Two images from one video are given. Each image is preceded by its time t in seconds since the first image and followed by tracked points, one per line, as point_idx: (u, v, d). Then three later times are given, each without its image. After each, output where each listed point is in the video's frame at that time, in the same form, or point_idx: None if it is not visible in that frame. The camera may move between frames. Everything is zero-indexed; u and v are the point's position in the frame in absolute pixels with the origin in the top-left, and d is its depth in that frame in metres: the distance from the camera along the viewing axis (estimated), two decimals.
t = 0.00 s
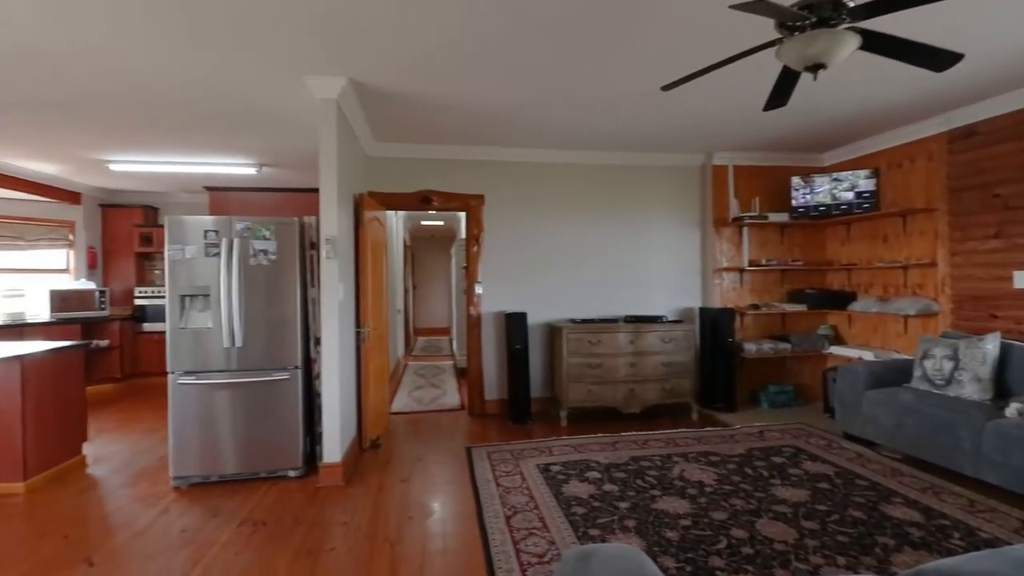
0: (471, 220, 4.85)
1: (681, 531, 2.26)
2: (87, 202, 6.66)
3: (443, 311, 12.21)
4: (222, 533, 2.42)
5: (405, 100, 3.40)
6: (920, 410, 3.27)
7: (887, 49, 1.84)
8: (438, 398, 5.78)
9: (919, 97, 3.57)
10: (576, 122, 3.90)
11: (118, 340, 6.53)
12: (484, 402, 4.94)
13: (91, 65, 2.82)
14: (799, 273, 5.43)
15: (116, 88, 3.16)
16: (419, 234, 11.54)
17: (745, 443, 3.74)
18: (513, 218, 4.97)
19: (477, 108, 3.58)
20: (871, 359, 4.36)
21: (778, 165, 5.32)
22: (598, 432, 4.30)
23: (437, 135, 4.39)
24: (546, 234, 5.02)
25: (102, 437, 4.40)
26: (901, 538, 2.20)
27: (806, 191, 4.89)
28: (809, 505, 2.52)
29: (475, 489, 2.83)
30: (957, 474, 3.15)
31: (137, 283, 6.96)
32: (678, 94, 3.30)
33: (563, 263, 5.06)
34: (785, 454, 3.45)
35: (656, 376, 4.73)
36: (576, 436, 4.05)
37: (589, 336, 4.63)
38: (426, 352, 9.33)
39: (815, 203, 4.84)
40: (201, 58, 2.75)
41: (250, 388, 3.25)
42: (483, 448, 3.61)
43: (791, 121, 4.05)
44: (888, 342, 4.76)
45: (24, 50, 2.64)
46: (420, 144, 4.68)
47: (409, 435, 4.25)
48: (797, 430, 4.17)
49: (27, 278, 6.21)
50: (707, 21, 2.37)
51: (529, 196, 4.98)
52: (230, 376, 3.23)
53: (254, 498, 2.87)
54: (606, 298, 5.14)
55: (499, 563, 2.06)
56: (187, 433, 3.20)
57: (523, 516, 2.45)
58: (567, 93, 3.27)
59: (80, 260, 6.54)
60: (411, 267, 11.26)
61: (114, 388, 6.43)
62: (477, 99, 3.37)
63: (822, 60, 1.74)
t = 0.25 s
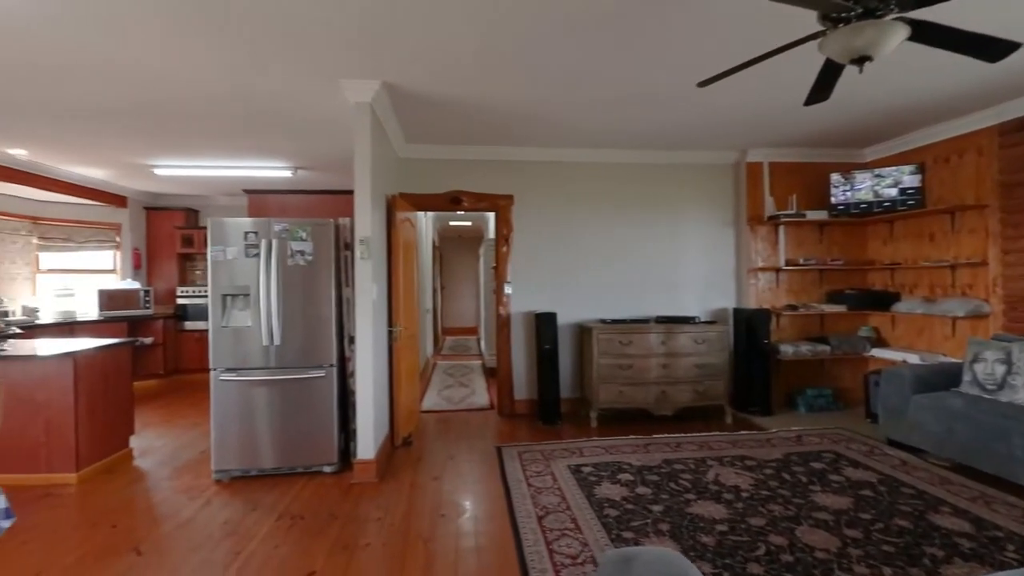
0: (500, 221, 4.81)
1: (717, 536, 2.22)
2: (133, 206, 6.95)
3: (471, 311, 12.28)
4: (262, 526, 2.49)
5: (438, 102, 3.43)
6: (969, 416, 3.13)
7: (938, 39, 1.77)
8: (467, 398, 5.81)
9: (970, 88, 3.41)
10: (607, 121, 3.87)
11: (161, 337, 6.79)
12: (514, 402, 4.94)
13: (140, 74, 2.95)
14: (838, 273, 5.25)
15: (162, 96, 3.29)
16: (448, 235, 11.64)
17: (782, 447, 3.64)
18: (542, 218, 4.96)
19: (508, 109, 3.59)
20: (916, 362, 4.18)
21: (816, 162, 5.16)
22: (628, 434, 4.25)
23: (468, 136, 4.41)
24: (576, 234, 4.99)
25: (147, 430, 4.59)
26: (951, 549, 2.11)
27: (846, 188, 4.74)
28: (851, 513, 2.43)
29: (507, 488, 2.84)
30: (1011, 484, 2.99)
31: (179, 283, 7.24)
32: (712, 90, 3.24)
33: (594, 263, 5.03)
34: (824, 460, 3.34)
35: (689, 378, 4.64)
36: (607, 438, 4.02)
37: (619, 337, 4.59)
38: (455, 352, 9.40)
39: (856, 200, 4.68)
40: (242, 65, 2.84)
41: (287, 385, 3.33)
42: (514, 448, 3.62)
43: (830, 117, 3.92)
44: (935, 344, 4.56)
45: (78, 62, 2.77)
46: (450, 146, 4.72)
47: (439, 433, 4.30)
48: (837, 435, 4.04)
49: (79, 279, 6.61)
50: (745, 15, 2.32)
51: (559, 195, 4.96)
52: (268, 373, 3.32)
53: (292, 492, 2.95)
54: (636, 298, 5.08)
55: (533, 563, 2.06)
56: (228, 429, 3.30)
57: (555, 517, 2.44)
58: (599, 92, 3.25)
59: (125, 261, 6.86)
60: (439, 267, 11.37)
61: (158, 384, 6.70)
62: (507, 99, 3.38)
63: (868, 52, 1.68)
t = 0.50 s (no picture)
0: (530, 220, 4.86)
1: (755, 542, 2.16)
2: (176, 209, 7.23)
3: (498, 311, 12.32)
4: (300, 520, 2.56)
5: (469, 103, 3.46)
6: None
7: (995, 28, 1.69)
8: (497, 397, 5.83)
9: None
10: (638, 118, 3.82)
11: (201, 335, 7.04)
12: (543, 402, 4.93)
13: (185, 82, 3.06)
14: (880, 273, 5.05)
15: (204, 102, 3.41)
16: (475, 235, 11.70)
17: (823, 453, 3.53)
18: (572, 218, 4.94)
19: (539, 109, 3.58)
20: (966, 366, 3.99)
21: (857, 158, 4.98)
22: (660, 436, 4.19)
23: (498, 137, 4.43)
24: (606, 234, 4.95)
25: (190, 425, 4.76)
26: (1007, 563, 2.00)
27: (890, 183, 4.57)
28: (897, 522, 2.34)
29: (539, 488, 2.84)
30: None
31: (218, 283, 7.48)
32: (749, 85, 3.16)
33: (624, 262, 4.97)
34: (867, 466, 3.22)
35: (722, 380, 4.54)
36: (638, 440, 3.97)
37: (651, 338, 4.52)
38: (483, 351, 9.45)
39: (900, 196, 4.51)
40: (280, 71, 2.92)
41: (323, 382, 3.41)
42: (544, 448, 3.61)
43: (872, 110, 3.78)
44: (985, 347, 4.35)
45: (128, 71, 2.90)
46: (480, 146, 4.75)
47: (469, 432, 4.32)
48: (880, 441, 3.89)
49: (123, 279, 6.98)
50: (785, 7, 2.26)
51: (588, 195, 4.93)
52: (304, 370, 3.41)
53: (327, 488, 3.02)
54: (668, 299, 5.00)
55: (566, 564, 2.05)
56: (266, 424, 3.40)
57: (588, 518, 2.43)
58: (631, 90, 3.21)
59: (168, 262, 7.15)
60: (467, 267, 11.43)
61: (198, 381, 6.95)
62: (539, 99, 3.38)
63: (916, 43, 1.62)
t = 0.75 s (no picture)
0: (560, 220, 4.83)
1: (796, 550, 2.10)
2: (216, 211, 7.47)
3: (526, 311, 12.31)
4: (337, 515, 2.61)
5: (500, 103, 3.47)
6: None
7: None
8: (527, 397, 5.83)
9: None
10: (671, 115, 3.75)
11: (240, 333, 7.26)
12: (574, 403, 4.90)
13: (226, 89, 3.16)
14: (927, 272, 4.83)
15: (244, 108, 3.52)
16: (503, 235, 11.73)
17: (866, 459, 3.40)
18: (603, 218, 4.89)
19: (570, 107, 3.56)
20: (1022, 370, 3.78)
21: (901, 152, 4.77)
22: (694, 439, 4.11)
23: (528, 137, 4.42)
24: (638, 233, 4.89)
25: (230, 421, 4.92)
26: None
27: (936, 179, 4.36)
28: (948, 532, 2.24)
29: (571, 489, 2.82)
30: None
31: (256, 283, 7.71)
32: (788, 78, 3.07)
33: (656, 262, 4.90)
34: (914, 474, 3.09)
35: (759, 382, 4.42)
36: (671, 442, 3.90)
37: (684, 339, 4.44)
38: (511, 351, 9.46)
39: (948, 192, 4.30)
40: (316, 76, 2.99)
41: (357, 380, 3.48)
42: (576, 449, 3.59)
43: (919, 102, 3.62)
44: None
45: (173, 79, 3.02)
46: (510, 147, 4.75)
47: (500, 432, 4.33)
48: (928, 447, 3.72)
49: (169, 279, 7.25)
50: None
51: (619, 194, 4.88)
52: (339, 368, 3.48)
53: (362, 484, 3.07)
54: (701, 299, 4.90)
55: (601, 567, 2.03)
56: (303, 421, 3.48)
57: (622, 521, 2.40)
58: (665, 86, 3.16)
59: (208, 262, 7.37)
60: (495, 267, 11.46)
61: (237, 378, 7.17)
62: (570, 97, 3.35)
63: (972, 31, 1.54)
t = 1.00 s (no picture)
0: (591, 219, 4.80)
1: (842, 559, 2.03)
2: (255, 214, 7.71)
3: (556, 311, 12.26)
4: (373, 511, 2.65)
5: (532, 103, 3.46)
6: None
7: None
8: (558, 398, 5.81)
9: None
10: (706, 112, 3.68)
11: (278, 332, 7.47)
12: (606, 404, 4.86)
13: (266, 95, 3.26)
14: (979, 272, 4.59)
15: (282, 113, 3.62)
16: (532, 235, 11.72)
17: (915, 466, 3.25)
18: (636, 217, 4.83)
19: (602, 106, 3.53)
20: None
21: (951, 146, 4.55)
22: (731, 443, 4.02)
23: (559, 136, 4.40)
24: (671, 232, 4.81)
25: (269, 417, 5.07)
26: None
27: (989, 174, 4.12)
28: (1007, 545, 2.12)
29: (605, 491, 2.80)
30: None
31: (293, 284, 7.94)
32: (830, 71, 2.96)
33: (691, 262, 4.81)
34: (968, 483, 2.94)
35: (799, 385, 4.29)
36: (707, 446, 3.82)
37: (720, 340, 4.34)
38: (541, 351, 9.44)
39: (1003, 186, 4.08)
40: (352, 81, 3.05)
41: (392, 379, 3.53)
42: (609, 451, 3.56)
43: (972, 93, 3.44)
44: None
45: (217, 87, 3.12)
46: (542, 147, 4.74)
47: (532, 432, 4.33)
48: (982, 456, 3.53)
49: (211, 279, 7.51)
50: None
51: (651, 193, 4.81)
52: (374, 367, 3.54)
53: (397, 481, 3.12)
54: (738, 299, 4.79)
55: (637, 570, 2.01)
56: (339, 418, 3.56)
57: (658, 524, 2.37)
58: (701, 81, 3.09)
59: (247, 262, 7.65)
60: (525, 268, 11.45)
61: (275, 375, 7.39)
62: (603, 96, 3.32)
63: None
